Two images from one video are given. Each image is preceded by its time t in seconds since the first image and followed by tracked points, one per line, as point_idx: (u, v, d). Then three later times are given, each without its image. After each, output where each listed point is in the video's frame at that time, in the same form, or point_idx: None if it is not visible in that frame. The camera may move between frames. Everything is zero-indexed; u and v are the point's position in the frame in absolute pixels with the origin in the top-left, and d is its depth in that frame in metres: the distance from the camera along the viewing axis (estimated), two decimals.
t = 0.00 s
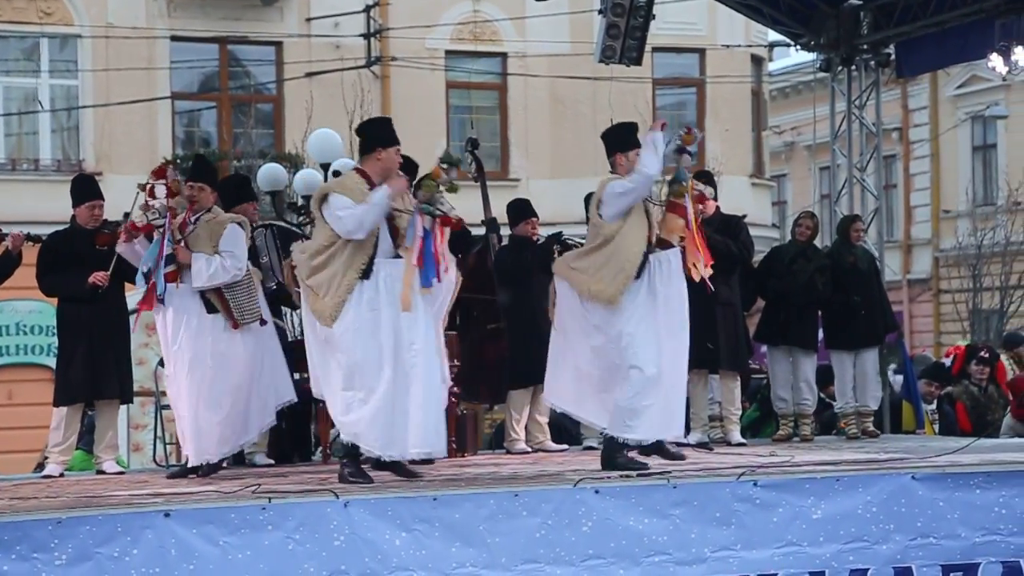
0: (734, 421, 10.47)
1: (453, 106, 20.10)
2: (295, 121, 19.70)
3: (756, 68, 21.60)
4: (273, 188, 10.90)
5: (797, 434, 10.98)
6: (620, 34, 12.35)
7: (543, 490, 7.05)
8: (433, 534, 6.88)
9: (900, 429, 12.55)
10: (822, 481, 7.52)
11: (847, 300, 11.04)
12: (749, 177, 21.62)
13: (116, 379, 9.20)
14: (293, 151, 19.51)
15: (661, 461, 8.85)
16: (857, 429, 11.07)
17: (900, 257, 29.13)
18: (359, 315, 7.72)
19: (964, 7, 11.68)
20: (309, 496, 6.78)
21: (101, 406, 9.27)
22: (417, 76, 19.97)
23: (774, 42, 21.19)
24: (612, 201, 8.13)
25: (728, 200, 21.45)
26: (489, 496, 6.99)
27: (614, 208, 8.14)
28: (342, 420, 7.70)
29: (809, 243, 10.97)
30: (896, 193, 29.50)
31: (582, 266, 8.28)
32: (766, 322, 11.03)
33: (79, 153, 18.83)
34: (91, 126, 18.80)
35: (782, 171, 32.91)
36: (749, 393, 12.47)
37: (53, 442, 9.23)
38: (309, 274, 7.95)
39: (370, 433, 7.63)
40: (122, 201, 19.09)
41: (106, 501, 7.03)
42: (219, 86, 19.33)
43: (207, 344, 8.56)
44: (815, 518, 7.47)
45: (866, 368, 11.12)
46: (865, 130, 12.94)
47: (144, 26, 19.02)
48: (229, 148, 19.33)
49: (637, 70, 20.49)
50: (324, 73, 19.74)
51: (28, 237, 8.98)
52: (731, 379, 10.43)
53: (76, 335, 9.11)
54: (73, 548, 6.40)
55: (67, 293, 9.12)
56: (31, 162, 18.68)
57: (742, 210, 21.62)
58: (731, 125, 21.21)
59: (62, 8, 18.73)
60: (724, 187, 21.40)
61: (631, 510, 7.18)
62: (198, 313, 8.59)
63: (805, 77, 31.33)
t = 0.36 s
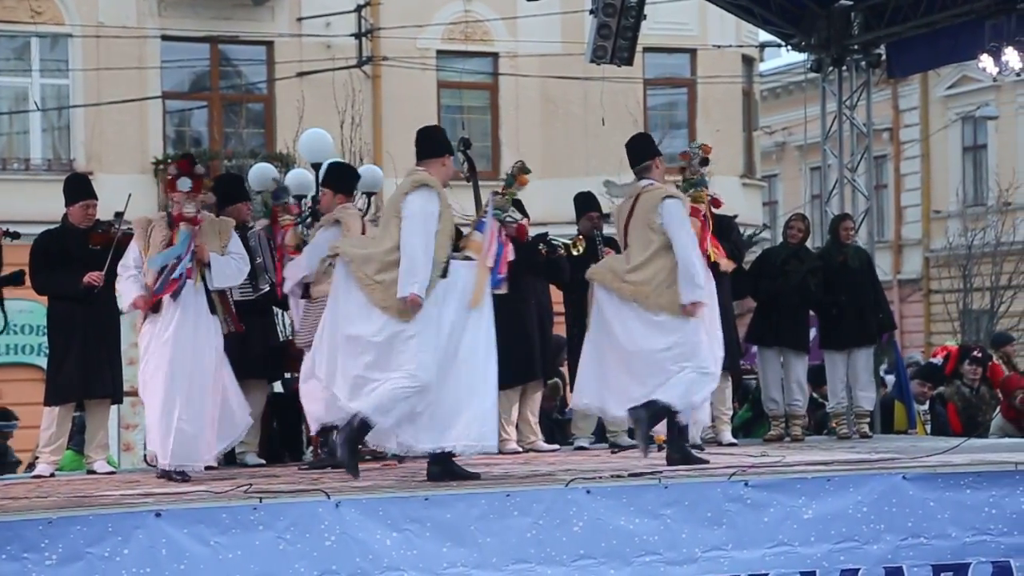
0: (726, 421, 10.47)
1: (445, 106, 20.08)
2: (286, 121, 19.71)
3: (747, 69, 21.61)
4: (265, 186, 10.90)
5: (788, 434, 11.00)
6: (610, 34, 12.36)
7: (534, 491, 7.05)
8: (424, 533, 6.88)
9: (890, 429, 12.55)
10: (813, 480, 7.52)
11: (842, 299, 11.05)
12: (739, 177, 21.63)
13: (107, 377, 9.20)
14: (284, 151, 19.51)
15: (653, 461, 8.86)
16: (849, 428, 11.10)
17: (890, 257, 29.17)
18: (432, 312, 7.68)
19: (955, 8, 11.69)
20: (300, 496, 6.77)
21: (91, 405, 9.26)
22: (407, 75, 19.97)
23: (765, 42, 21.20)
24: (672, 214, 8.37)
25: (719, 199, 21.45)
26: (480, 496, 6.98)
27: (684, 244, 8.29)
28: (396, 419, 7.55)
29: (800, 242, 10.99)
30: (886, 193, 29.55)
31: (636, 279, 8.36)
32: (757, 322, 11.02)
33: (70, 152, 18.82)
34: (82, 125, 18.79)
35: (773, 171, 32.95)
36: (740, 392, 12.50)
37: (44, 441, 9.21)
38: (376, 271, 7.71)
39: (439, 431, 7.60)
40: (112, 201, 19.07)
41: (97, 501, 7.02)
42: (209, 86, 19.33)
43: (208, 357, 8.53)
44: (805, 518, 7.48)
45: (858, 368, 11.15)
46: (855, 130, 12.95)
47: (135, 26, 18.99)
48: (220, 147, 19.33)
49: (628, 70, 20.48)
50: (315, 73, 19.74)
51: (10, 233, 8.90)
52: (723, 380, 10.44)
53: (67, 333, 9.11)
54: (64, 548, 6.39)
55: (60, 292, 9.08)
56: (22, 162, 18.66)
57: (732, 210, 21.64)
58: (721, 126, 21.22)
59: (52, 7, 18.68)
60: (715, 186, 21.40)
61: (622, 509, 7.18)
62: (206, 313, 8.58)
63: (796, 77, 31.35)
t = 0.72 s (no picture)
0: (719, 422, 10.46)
1: (438, 108, 20.12)
2: (279, 122, 19.72)
3: (741, 71, 21.63)
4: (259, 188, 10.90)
5: (782, 436, 10.97)
6: (604, 36, 12.36)
7: (527, 492, 7.05)
8: (417, 535, 6.89)
9: (885, 431, 12.58)
10: (806, 483, 7.54)
11: (838, 300, 11.07)
12: (733, 179, 21.65)
13: (101, 380, 9.19)
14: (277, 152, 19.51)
15: (646, 462, 8.86)
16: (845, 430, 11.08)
17: (883, 259, 29.19)
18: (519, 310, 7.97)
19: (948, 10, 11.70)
20: (293, 498, 6.77)
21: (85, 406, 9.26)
22: (400, 77, 19.97)
23: (758, 45, 21.23)
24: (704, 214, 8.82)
25: (712, 201, 21.45)
26: (473, 498, 6.98)
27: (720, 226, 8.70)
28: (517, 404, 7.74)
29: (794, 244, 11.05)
30: (879, 196, 29.59)
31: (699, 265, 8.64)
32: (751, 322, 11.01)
33: (63, 153, 18.82)
34: (75, 126, 18.78)
35: (766, 174, 32.98)
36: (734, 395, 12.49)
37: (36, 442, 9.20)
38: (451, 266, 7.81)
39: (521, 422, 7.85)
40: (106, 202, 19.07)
41: (90, 502, 7.01)
42: (203, 87, 19.27)
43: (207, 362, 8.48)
44: (799, 520, 7.49)
45: (854, 370, 11.13)
46: (848, 133, 12.97)
47: (128, 27, 18.99)
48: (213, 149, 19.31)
49: (621, 72, 20.52)
50: (308, 74, 19.74)
51: None
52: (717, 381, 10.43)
53: (61, 335, 9.11)
54: (57, 548, 6.39)
55: (52, 296, 9.11)
56: (14, 162, 18.64)
57: (726, 211, 21.66)
58: (715, 127, 21.24)
59: (45, 8, 18.69)
60: (709, 189, 21.39)
61: (614, 511, 7.19)
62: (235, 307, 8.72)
63: (790, 79, 31.39)
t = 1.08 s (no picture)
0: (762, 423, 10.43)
1: (479, 109, 20.13)
2: (321, 123, 19.78)
3: (783, 70, 21.53)
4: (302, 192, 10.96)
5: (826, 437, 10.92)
6: (645, 36, 12.34)
7: (570, 493, 7.05)
8: (460, 535, 6.89)
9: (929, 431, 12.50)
10: (850, 484, 7.50)
11: (881, 300, 11.01)
12: (776, 179, 21.57)
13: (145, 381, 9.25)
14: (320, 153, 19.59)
15: (688, 464, 8.84)
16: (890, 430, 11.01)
17: (928, 259, 29.01)
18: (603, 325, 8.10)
19: (991, 8, 11.61)
20: (336, 498, 6.79)
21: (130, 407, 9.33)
22: (441, 77, 20.00)
23: (801, 43, 21.14)
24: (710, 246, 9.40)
25: (754, 202, 21.39)
26: (516, 498, 6.98)
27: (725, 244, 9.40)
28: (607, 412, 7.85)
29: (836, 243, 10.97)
30: (923, 195, 29.41)
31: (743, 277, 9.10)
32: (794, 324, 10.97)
33: (107, 155, 18.92)
34: (119, 128, 18.87)
35: (809, 173, 32.83)
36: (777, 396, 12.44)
37: (82, 442, 9.27)
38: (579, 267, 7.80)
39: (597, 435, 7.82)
40: (150, 203, 19.18)
41: (136, 502, 7.05)
42: (245, 89, 19.41)
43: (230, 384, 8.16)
44: (843, 521, 7.45)
45: (898, 370, 11.07)
46: (891, 132, 12.91)
47: (171, 29, 19.10)
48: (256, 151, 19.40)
49: (662, 71, 20.50)
50: (349, 75, 19.78)
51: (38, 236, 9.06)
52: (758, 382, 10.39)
53: (107, 336, 9.18)
54: (102, 548, 6.42)
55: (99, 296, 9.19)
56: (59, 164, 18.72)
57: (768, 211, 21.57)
58: (758, 127, 21.18)
59: (90, 11, 18.83)
60: (751, 189, 21.34)
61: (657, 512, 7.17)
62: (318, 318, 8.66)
63: (833, 78, 31.24)
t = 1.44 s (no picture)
0: (769, 423, 10.42)
1: (486, 110, 20.13)
2: (329, 125, 19.81)
3: (791, 70, 21.50)
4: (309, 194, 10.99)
5: (832, 437, 10.91)
6: (653, 36, 12.34)
7: (578, 493, 7.05)
8: (468, 536, 6.90)
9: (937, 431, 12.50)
10: (858, 484, 7.49)
11: (887, 301, 10.99)
12: (783, 179, 21.55)
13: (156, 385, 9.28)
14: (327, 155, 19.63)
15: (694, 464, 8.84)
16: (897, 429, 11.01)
17: (936, 258, 28.99)
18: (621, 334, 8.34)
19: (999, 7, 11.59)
20: (344, 499, 6.80)
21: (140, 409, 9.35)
22: (448, 78, 19.99)
23: (808, 43, 21.11)
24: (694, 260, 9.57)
25: (762, 200, 21.37)
26: (524, 499, 6.98)
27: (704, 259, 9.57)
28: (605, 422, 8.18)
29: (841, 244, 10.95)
30: (932, 194, 29.36)
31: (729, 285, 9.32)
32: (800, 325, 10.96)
33: (116, 157, 18.96)
34: (127, 130, 18.90)
35: (817, 173, 32.81)
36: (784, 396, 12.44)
37: (92, 443, 9.28)
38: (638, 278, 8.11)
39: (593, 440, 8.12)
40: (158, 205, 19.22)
41: (144, 503, 7.07)
42: (253, 91, 19.44)
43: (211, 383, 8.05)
44: (851, 521, 7.44)
45: (904, 369, 11.07)
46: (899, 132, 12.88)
47: (179, 31, 19.12)
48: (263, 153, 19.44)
49: (670, 72, 20.50)
50: (356, 76, 19.81)
51: (56, 244, 9.03)
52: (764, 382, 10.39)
53: (118, 339, 9.20)
54: (110, 550, 6.42)
55: (110, 300, 9.21)
56: (67, 167, 18.76)
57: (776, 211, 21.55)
58: (765, 127, 21.17)
59: (98, 13, 18.83)
60: (759, 188, 21.32)
61: (665, 512, 7.17)
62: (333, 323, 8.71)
63: (841, 78, 31.19)
